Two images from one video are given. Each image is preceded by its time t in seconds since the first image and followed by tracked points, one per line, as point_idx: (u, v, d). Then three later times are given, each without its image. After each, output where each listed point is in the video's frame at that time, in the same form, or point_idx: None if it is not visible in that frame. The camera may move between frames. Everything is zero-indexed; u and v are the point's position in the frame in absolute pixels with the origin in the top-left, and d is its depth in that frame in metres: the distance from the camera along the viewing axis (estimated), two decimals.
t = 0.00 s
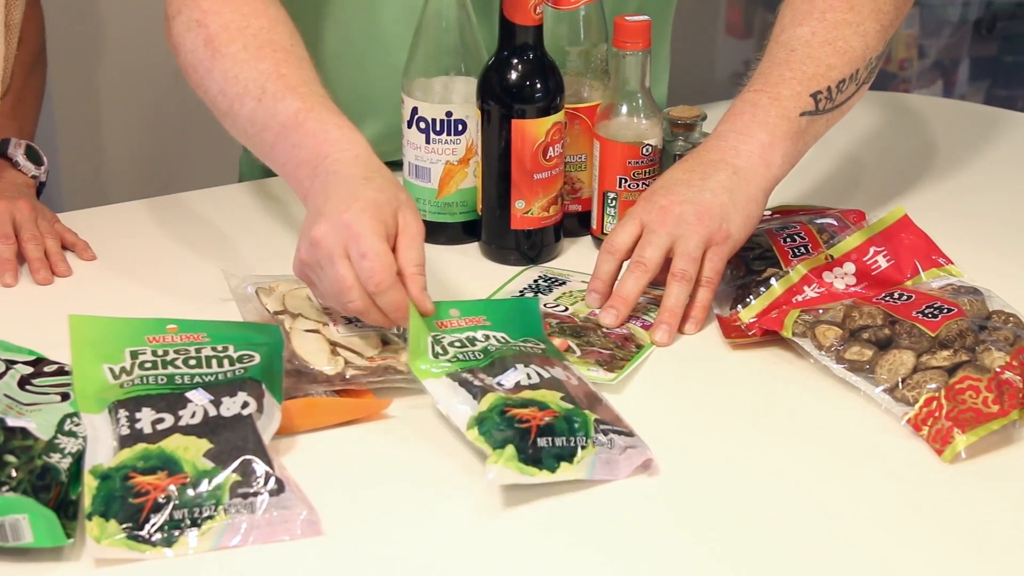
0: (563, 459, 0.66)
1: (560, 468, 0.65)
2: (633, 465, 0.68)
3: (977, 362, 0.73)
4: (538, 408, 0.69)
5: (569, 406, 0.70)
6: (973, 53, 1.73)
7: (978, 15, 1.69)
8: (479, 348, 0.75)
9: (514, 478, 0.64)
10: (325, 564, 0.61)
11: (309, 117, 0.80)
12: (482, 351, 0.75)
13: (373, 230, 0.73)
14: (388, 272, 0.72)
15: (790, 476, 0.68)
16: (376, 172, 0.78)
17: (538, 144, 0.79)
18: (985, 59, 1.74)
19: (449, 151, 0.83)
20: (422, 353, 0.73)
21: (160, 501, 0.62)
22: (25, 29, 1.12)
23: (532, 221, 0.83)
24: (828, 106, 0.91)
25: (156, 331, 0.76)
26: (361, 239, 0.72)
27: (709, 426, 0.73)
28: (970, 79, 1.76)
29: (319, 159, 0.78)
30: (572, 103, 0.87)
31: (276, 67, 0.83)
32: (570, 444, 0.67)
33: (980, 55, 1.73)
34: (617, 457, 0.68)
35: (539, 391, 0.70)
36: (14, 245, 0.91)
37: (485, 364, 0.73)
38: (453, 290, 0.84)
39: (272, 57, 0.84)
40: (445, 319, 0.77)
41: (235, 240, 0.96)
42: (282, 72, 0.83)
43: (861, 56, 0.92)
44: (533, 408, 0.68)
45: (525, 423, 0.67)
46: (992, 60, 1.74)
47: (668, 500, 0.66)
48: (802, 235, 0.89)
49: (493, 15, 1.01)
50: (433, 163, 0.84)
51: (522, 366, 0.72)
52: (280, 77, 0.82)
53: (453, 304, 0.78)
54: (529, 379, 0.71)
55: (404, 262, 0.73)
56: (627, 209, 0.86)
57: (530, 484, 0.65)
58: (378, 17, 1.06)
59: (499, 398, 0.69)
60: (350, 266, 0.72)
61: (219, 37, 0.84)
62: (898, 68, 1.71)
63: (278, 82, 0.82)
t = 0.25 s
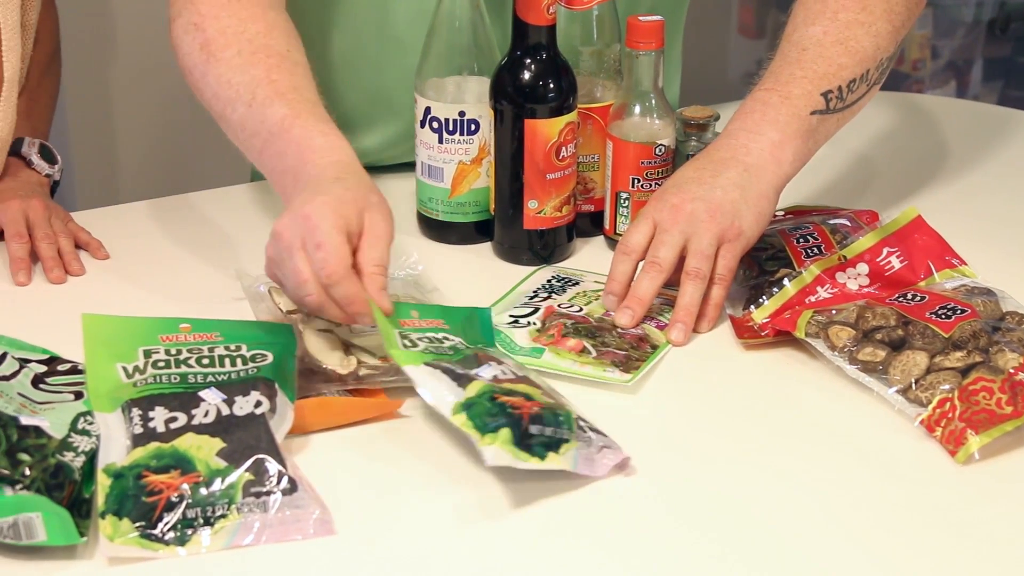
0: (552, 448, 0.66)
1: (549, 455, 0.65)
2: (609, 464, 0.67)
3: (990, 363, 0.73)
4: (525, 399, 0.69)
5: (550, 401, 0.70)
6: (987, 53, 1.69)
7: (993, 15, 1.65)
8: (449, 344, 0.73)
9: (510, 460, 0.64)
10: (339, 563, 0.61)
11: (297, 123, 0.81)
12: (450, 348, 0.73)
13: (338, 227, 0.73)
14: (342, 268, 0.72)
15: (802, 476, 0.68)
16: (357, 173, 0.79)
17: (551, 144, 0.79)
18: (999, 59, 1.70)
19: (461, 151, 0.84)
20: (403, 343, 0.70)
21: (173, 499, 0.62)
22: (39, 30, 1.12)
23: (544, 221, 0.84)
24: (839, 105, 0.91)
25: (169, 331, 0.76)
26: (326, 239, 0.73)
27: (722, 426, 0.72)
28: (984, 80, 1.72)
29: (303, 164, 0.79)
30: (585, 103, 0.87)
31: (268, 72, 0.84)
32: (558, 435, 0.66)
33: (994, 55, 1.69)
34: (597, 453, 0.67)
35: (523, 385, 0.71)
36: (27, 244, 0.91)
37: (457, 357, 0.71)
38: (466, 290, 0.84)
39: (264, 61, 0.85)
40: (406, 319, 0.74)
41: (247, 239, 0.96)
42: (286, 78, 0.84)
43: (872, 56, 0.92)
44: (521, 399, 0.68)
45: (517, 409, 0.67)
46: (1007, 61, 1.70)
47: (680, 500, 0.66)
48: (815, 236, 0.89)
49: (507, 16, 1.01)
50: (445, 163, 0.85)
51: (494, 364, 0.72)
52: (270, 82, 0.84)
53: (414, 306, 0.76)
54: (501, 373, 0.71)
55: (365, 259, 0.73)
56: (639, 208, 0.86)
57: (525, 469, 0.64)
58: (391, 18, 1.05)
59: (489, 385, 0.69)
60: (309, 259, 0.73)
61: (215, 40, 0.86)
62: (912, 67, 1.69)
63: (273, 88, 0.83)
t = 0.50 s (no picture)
0: (383, 505, 0.62)
1: (377, 514, 0.62)
2: (465, 519, 0.63)
3: (1003, 363, 0.73)
4: (371, 448, 0.65)
5: (411, 449, 0.65)
6: (1000, 53, 1.63)
7: (1007, 16, 1.59)
8: (354, 375, 0.72)
9: (324, 522, 0.61)
10: (350, 565, 0.61)
11: (257, 124, 0.81)
12: (357, 379, 0.71)
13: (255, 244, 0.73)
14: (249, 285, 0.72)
15: (814, 477, 0.68)
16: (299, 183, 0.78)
17: (563, 144, 0.79)
18: (1014, 59, 1.64)
19: (474, 151, 0.84)
20: (287, 379, 0.70)
21: (180, 499, 0.62)
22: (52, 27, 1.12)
23: (556, 220, 0.84)
24: (847, 109, 0.91)
25: (174, 333, 0.76)
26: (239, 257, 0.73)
27: (733, 427, 0.73)
28: (997, 81, 1.66)
29: (255, 163, 0.79)
30: (598, 102, 0.87)
31: (242, 72, 0.84)
32: (395, 491, 0.63)
33: (1009, 55, 1.63)
34: (452, 507, 0.63)
35: (386, 428, 0.66)
36: (41, 243, 0.92)
37: (352, 394, 0.69)
38: (479, 295, 0.85)
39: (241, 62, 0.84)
40: (340, 342, 0.75)
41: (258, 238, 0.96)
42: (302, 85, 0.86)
43: (883, 62, 0.92)
44: (364, 449, 0.65)
45: (351, 464, 0.63)
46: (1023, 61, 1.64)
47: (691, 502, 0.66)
48: (827, 236, 0.88)
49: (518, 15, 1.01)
50: (458, 162, 0.85)
51: (384, 400, 0.68)
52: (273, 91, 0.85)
53: (353, 328, 0.76)
54: (386, 415, 0.67)
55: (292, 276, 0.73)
56: (652, 210, 0.86)
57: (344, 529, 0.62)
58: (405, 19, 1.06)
59: (335, 435, 0.65)
60: (224, 271, 0.73)
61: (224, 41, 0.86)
62: (925, 68, 1.63)
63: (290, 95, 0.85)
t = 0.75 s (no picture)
0: (393, 507, 0.62)
1: (387, 515, 0.62)
2: (476, 519, 0.63)
3: (1015, 364, 0.73)
4: (380, 450, 0.64)
5: (420, 451, 0.65)
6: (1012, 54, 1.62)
7: (1018, 17, 1.58)
8: (363, 379, 0.71)
9: (333, 525, 0.61)
10: (360, 567, 0.61)
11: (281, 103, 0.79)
12: (366, 384, 0.71)
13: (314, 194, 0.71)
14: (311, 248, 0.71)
15: (826, 478, 0.68)
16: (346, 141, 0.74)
17: (574, 143, 0.79)
18: None
19: (486, 151, 0.84)
20: (295, 383, 0.70)
21: (184, 498, 0.62)
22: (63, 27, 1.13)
23: (566, 220, 0.84)
24: (858, 113, 0.91)
25: (179, 337, 0.76)
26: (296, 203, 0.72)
27: (745, 427, 0.73)
28: (1009, 80, 1.65)
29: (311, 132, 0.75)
30: (609, 102, 0.87)
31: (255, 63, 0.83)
32: (405, 492, 0.62)
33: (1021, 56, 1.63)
34: (462, 509, 0.63)
35: (394, 431, 0.66)
36: (52, 241, 0.92)
37: (362, 397, 0.69)
38: (491, 296, 0.85)
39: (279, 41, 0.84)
40: (348, 348, 0.75)
41: (270, 236, 0.97)
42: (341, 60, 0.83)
43: (895, 68, 0.92)
44: (373, 450, 0.64)
45: (359, 466, 0.63)
46: None
47: (704, 502, 0.66)
48: (839, 236, 0.88)
49: (529, 14, 1.01)
50: (470, 161, 0.85)
51: (394, 403, 0.68)
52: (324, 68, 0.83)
53: (361, 333, 0.76)
54: (395, 418, 0.67)
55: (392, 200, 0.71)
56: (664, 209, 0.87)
57: (352, 531, 0.62)
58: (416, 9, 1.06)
59: (344, 437, 0.65)
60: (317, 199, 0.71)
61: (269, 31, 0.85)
62: (936, 68, 1.63)
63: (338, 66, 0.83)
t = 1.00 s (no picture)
0: (401, 506, 0.62)
1: (395, 515, 0.62)
2: (484, 519, 0.63)
3: None
4: (389, 450, 0.65)
5: (428, 451, 0.65)
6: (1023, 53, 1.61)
7: None
8: (372, 379, 0.72)
9: (341, 524, 0.61)
10: (368, 567, 0.61)
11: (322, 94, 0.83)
12: (375, 383, 0.71)
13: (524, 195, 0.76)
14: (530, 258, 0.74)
15: (837, 478, 0.68)
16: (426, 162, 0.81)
17: (583, 143, 0.79)
18: None
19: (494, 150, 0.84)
20: (303, 383, 0.70)
21: (193, 497, 0.62)
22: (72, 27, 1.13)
23: (576, 220, 0.83)
24: (847, 122, 0.91)
25: (187, 336, 0.76)
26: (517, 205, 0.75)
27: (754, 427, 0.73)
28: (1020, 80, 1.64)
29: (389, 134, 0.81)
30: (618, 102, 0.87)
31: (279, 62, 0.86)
32: (413, 492, 0.62)
33: None
34: (470, 508, 0.63)
35: (402, 431, 0.66)
36: (61, 240, 0.92)
37: (371, 397, 0.69)
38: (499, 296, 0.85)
39: (354, 45, 0.84)
40: (358, 348, 0.75)
41: (278, 236, 0.97)
42: (368, 61, 0.83)
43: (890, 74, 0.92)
44: (382, 449, 0.64)
45: (367, 465, 0.63)
46: None
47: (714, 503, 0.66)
48: (847, 236, 0.88)
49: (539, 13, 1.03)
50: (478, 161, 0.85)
51: (403, 403, 0.68)
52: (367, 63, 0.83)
53: (371, 333, 0.76)
54: (403, 417, 0.67)
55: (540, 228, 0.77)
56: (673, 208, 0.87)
57: (360, 530, 0.62)
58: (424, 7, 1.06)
59: (353, 436, 0.65)
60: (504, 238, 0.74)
61: (297, 35, 0.85)
62: (945, 68, 1.62)
63: (367, 67, 0.83)
